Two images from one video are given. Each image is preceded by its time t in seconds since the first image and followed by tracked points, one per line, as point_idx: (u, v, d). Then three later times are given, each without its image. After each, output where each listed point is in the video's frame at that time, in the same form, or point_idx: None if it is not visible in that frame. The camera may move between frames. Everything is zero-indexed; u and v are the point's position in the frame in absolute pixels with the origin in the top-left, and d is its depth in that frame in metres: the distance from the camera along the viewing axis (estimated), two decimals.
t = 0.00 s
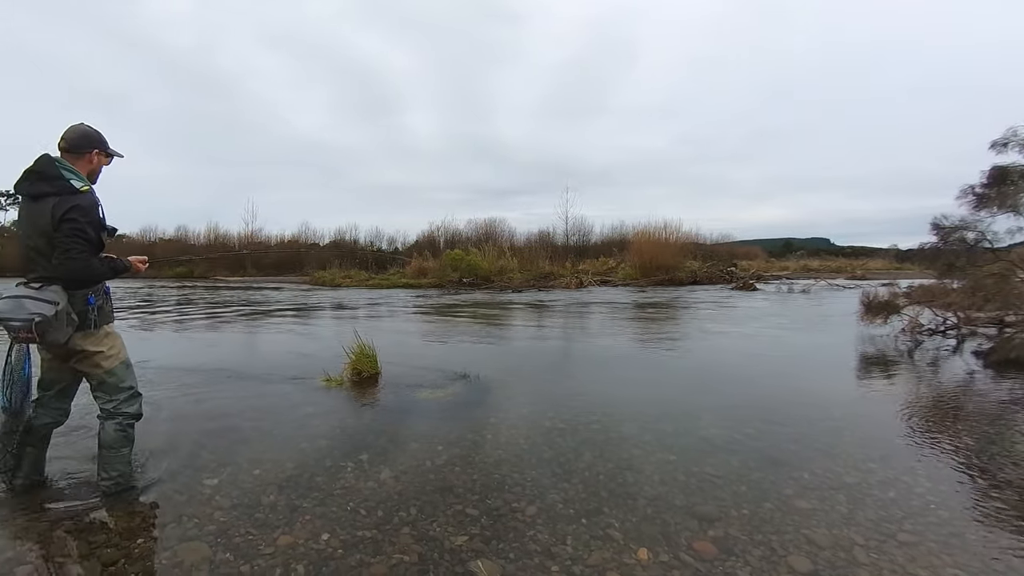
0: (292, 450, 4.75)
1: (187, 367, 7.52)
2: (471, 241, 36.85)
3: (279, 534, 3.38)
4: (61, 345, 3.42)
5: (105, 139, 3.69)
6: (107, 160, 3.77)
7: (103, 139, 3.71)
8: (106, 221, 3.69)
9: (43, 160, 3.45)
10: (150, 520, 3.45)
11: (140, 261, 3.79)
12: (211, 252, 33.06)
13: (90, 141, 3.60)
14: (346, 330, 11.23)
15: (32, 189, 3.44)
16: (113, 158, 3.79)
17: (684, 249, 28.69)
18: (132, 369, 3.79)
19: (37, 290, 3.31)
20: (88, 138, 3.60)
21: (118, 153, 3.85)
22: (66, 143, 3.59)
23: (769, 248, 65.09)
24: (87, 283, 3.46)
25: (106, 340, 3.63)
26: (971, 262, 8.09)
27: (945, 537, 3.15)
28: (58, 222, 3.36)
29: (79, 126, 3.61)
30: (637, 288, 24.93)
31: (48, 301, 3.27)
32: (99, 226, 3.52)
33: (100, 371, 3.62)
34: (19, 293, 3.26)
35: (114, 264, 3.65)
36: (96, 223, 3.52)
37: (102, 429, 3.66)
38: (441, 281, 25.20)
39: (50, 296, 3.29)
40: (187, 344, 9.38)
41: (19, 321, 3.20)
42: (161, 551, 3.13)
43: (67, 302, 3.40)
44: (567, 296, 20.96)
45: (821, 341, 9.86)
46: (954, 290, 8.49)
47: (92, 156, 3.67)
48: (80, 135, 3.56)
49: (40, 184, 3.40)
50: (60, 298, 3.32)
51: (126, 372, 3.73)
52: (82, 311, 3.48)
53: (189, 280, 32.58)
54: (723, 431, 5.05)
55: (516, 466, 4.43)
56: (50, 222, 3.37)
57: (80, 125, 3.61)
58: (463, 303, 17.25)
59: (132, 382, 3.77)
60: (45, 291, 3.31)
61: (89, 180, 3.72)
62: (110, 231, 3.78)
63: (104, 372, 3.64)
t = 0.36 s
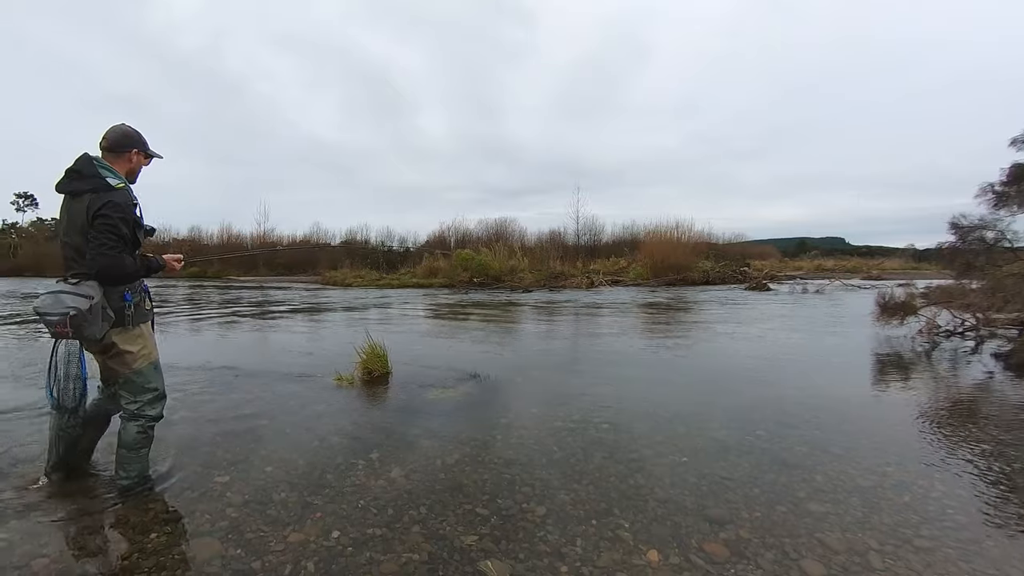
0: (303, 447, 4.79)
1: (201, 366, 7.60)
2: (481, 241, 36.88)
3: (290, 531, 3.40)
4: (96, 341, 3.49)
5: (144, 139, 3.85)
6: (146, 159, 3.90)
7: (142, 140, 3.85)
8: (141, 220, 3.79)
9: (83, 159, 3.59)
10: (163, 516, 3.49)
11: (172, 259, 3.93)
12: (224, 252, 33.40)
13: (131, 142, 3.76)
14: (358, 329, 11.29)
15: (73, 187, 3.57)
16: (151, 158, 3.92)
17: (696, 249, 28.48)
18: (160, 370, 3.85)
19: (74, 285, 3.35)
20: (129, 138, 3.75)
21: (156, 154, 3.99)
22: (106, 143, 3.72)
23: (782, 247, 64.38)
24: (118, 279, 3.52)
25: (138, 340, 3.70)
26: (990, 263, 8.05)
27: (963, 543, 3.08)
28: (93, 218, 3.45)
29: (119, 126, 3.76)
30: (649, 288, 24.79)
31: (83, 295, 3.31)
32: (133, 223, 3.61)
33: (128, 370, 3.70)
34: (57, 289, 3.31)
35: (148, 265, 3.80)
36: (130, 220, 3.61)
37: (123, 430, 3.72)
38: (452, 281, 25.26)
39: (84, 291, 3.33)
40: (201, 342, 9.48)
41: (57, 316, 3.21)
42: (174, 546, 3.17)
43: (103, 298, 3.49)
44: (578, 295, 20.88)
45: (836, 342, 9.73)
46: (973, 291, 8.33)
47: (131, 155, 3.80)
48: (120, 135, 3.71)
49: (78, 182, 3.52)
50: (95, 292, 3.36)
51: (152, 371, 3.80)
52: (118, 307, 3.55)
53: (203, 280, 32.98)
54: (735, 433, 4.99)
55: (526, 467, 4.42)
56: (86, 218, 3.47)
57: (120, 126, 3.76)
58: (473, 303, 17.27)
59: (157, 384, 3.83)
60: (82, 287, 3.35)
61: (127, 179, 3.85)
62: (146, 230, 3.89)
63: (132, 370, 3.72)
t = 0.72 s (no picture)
0: (314, 446, 4.81)
1: (215, 364, 7.69)
2: (492, 241, 36.88)
3: (301, 528, 3.42)
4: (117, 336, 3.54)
5: (170, 142, 3.91)
6: (172, 162, 3.94)
7: (169, 143, 3.92)
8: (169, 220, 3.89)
9: (115, 160, 3.71)
10: (176, 512, 3.52)
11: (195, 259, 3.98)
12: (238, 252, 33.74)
13: (158, 145, 3.84)
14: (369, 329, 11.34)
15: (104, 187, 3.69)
16: (178, 161, 3.96)
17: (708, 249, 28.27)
18: (178, 368, 3.92)
19: (102, 280, 3.42)
20: (155, 141, 3.84)
21: (185, 157, 4.03)
22: (135, 147, 3.83)
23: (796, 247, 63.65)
24: (142, 275, 3.60)
25: (156, 337, 3.78)
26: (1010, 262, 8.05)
27: (982, 550, 3.02)
28: (122, 216, 3.55)
29: (150, 131, 3.87)
30: (660, 288, 24.64)
31: (109, 290, 3.39)
32: (160, 221, 3.69)
33: (146, 367, 3.76)
34: (84, 283, 3.37)
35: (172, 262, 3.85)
36: (157, 219, 3.70)
37: (137, 428, 3.77)
38: (463, 281, 25.31)
39: (110, 286, 3.40)
40: (215, 341, 9.58)
41: (82, 308, 3.25)
42: (187, 541, 3.20)
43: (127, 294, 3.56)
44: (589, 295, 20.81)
45: (851, 344, 9.60)
46: (992, 292, 8.18)
47: (156, 157, 3.86)
48: (148, 139, 3.81)
49: (110, 182, 3.64)
50: (121, 288, 3.45)
51: (169, 369, 3.85)
52: (142, 303, 3.63)
53: (217, 279, 33.35)
54: (748, 435, 4.94)
55: (537, 467, 4.40)
56: (115, 215, 3.57)
57: (151, 131, 3.87)
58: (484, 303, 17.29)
59: (174, 382, 3.89)
60: (108, 282, 3.43)
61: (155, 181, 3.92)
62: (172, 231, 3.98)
63: (150, 367, 3.77)
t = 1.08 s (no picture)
0: (326, 445, 4.84)
1: (228, 363, 7.76)
2: (503, 241, 36.89)
3: (311, 526, 3.44)
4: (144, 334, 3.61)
5: (192, 150, 3.98)
6: (193, 169, 3.99)
7: (191, 152, 4.00)
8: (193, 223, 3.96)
9: (141, 167, 3.80)
10: (188, 509, 3.56)
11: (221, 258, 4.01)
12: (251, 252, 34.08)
13: (180, 152, 3.92)
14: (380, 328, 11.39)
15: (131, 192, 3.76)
16: (199, 168, 4.02)
17: (720, 249, 28.04)
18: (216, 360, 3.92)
19: (127, 282, 3.49)
20: (177, 150, 3.93)
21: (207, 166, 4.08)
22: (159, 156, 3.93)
23: (810, 247, 62.91)
24: (173, 275, 3.68)
25: (186, 332, 3.81)
26: None
27: (1000, 557, 2.95)
28: (151, 219, 3.63)
29: (172, 141, 3.96)
30: (672, 288, 24.48)
31: (133, 291, 3.44)
32: (187, 224, 3.77)
33: (183, 361, 3.80)
34: (110, 285, 3.43)
35: (199, 261, 3.91)
36: (184, 221, 3.78)
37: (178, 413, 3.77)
38: (474, 281, 25.36)
39: (134, 287, 3.45)
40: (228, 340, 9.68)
41: (108, 309, 3.32)
42: (199, 538, 3.23)
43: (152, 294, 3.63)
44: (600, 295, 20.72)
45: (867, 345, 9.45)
46: (1013, 293, 8.02)
47: (177, 165, 3.94)
48: (172, 146, 3.90)
49: (137, 188, 3.72)
50: (144, 288, 3.49)
51: (206, 362, 3.87)
52: (166, 303, 3.69)
53: (231, 279, 33.72)
54: (761, 438, 4.88)
55: (547, 468, 4.39)
56: (143, 219, 3.64)
57: (173, 141, 3.96)
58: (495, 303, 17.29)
59: (213, 373, 3.88)
60: (133, 283, 3.48)
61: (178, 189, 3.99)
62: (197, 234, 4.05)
63: (186, 361, 3.81)
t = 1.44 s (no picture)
0: (336, 443, 4.86)
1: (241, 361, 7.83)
2: (514, 241, 36.86)
3: (322, 524, 3.46)
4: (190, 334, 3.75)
5: (229, 157, 4.04)
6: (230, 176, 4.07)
7: (228, 159, 4.07)
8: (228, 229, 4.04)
9: (181, 173, 3.81)
10: (201, 505, 3.59)
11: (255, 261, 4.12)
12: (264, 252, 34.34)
13: (218, 159, 3.98)
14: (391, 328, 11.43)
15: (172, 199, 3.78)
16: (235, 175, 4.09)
17: (733, 249, 27.77)
18: (255, 351, 4.28)
19: (174, 285, 3.59)
20: (216, 156, 3.98)
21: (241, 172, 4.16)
22: (195, 161, 3.95)
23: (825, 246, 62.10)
24: (221, 280, 3.78)
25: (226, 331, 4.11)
26: None
27: (1021, 564, 2.89)
28: (200, 225, 3.70)
29: (207, 146, 4.00)
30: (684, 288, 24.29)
31: (182, 295, 3.55)
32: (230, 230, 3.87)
33: (229, 356, 4.14)
34: (158, 288, 3.54)
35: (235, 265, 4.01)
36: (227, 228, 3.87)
37: (235, 409, 4.15)
38: (485, 281, 25.37)
39: (183, 291, 3.57)
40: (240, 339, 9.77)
41: (159, 313, 3.44)
42: (211, 534, 3.26)
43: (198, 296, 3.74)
44: (611, 295, 20.60)
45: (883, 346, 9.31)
46: None
47: (217, 172, 4.00)
48: (208, 153, 3.95)
49: (181, 194, 3.76)
50: (194, 292, 3.61)
51: (248, 354, 4.22)
52: (210, 305, 3.83)
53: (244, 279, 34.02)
54: (775, 440, 4.82)
55: (557, 468, 4.37)
56: (192, 225, 3.70)
57: (208, 146, 4.00)
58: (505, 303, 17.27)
59: (256, 362, 4.25)
60: (180, 287, 3.58)
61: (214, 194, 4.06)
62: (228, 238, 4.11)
63: (231, 356, 4.14)
